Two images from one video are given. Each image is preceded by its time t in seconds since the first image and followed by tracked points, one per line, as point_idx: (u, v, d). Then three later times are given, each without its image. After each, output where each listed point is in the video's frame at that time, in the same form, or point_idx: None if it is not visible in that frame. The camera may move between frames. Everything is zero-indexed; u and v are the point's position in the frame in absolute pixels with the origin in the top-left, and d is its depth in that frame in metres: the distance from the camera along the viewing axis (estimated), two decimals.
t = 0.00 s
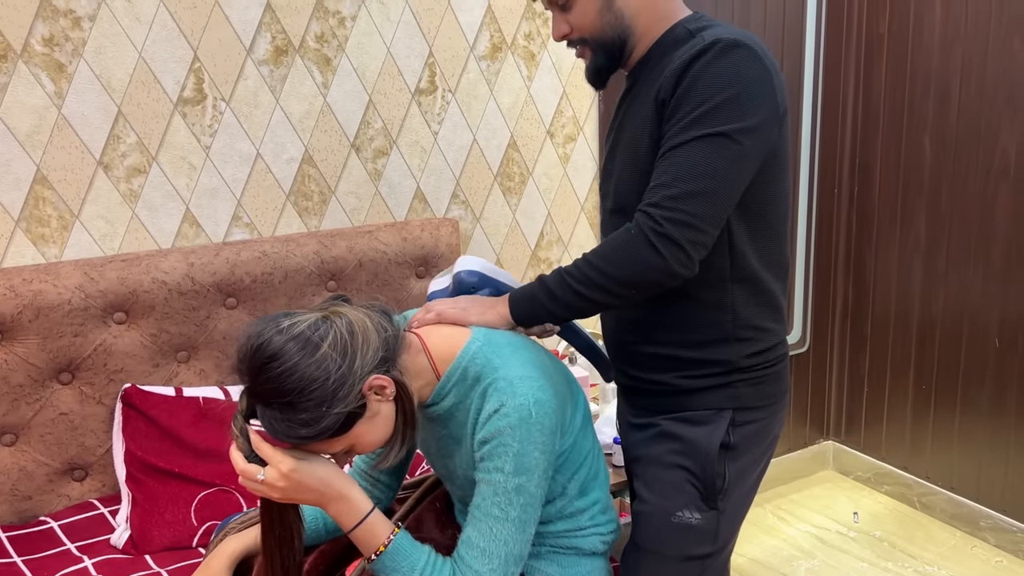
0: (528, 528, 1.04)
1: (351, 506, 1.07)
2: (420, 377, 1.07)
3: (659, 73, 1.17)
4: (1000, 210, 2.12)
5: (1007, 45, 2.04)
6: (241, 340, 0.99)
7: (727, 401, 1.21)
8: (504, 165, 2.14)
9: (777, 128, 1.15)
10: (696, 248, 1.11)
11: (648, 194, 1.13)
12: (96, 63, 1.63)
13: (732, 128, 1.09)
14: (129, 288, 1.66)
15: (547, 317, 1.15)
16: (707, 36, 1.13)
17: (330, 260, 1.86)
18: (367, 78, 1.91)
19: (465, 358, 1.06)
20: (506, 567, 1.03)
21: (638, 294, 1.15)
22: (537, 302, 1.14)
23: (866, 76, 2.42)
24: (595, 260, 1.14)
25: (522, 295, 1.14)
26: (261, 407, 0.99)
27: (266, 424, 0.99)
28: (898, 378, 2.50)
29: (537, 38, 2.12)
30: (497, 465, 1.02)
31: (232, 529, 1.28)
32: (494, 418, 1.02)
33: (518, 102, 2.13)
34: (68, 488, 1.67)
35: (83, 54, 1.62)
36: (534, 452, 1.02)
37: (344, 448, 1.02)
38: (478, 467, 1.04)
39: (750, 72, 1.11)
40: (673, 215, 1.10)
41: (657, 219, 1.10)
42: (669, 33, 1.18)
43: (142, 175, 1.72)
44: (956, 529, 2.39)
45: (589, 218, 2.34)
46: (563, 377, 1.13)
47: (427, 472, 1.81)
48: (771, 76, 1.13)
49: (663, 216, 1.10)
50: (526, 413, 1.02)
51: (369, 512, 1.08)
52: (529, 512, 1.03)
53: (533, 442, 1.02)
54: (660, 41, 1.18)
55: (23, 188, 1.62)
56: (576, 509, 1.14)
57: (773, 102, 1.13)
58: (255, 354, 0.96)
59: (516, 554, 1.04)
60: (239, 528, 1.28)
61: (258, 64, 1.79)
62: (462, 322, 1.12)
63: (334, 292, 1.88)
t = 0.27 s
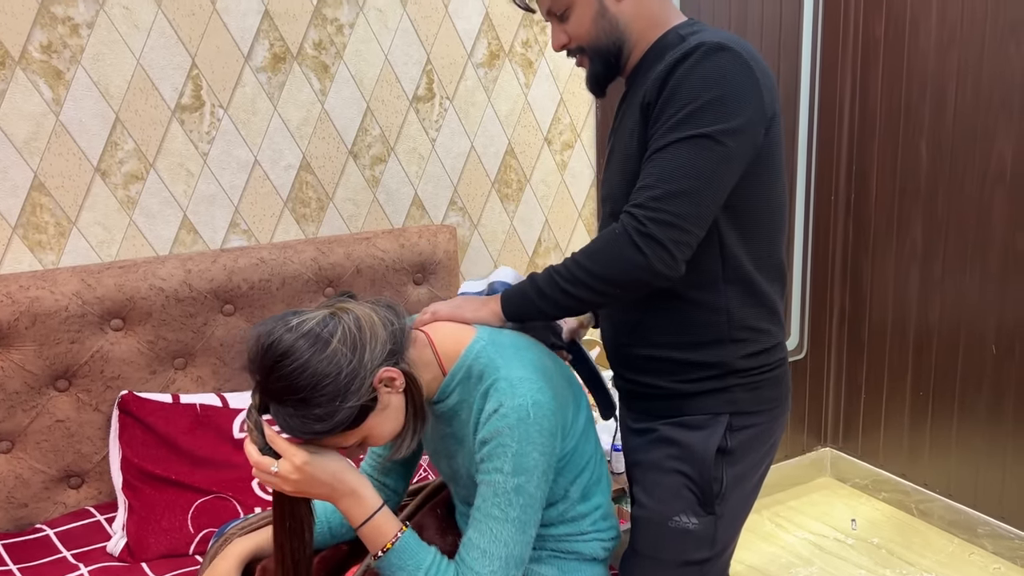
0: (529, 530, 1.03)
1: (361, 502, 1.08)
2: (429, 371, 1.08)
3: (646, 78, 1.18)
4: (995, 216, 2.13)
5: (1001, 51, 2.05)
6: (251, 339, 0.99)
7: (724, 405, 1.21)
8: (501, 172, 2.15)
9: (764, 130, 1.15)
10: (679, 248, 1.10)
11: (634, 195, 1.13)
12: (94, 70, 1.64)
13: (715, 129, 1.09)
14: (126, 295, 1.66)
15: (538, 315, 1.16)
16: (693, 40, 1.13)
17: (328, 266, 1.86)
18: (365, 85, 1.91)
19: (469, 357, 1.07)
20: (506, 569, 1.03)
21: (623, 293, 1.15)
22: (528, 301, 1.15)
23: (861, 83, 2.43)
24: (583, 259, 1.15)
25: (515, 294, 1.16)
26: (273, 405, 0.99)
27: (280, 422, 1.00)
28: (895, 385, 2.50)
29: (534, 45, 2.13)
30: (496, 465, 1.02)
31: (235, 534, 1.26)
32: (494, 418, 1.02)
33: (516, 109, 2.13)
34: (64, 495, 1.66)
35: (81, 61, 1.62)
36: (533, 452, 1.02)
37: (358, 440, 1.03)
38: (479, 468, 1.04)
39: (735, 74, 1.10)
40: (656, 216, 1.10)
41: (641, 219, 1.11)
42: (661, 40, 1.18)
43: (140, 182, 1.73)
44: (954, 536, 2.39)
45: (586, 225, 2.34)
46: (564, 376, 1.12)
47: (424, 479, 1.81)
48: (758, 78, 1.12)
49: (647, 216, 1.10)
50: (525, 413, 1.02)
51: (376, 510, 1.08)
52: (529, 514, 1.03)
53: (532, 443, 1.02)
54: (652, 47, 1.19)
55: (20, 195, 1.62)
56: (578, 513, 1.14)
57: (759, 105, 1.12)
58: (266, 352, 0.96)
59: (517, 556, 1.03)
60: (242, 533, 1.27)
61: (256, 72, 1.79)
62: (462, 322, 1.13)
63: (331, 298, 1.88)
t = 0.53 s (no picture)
0: (526, 541, 1.03)
1: (365, 509, 1.09)
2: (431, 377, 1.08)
3: (639, 92, 1.19)
4: (990, 228, 2.13)
5: (995, 65, 2.06)
6: (253, 352, 0.99)
7: (722, 418, 1.21)
8: (498, 184, 2.15)
9: (757, 141, 1.15)
10: (669, 256, 1.11)
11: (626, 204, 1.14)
12: (92, 83, 1.64)
13: (705, 139, 1.10)
14: (122, 307, 1.65)
15: (533, 324, 1.16)
16: (685, 54, 1.14)
17: (324, 278, 1.86)
18: (363, 97, 1.91)
19: (468, 365, 1.06)
20: None
21: (616, 302, 1.16)
22: (524, 310, 1.16)
23: (856, 95, 2.44)
24: (576, 268, 1.14)
25: (511, 303, 1.17)
26: (279, 413, 1.00)
27: (284, 431, 1.01)
28: (890, 396, 2.51)
29: (531, 58, 2.14)
30: (492, 476, 1.02)
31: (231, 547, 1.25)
32: (489, 429, 1.02)
33: (513, 121, 2.14)
34: (59, 509, 1.66)
35: (79, 74, 1.63)
36: (529, 463, 1.02)
37: (363, 446, 1.02)
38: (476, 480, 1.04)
39: (726, 86, 1.11)
40: (646, 224, 1.11)
41: (632, 227, 1.11)
42: (654, 56, 1.19)
43: (136, 195, 1.73)
44: (950, 548, 2.39)
45: (583, 237, 2.35)
46: (565, 388, 1.12)
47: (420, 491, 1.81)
48: (749, 90, 1.13)
49: (637, 225, 1.11)
50: (520, 424, 1.02)
51: (380, 517, 1.09)
52: (526, 525, 1.03)
53: (527, 453, 1.02)
54: (646, 63, 1.20)
55: (17, 207, 1.62)
56: (575, 527, 1.14)
57: (751, 116, 1.13)
58: (268, 364, 0.96)
59: (515, 568, 1.03)
60: (240, 547, 1.25)
61: (253, 84, 1.79)
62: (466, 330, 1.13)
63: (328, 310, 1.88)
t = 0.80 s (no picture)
0: (521, 558, 1.03)
1: (366, 522, 1.09)
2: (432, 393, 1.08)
3: (631, 111, 1.20)
4: (982, 243, 2.15)
5: (985, 81, 2.08)
6: (256, 366, 1.00)
7: (715, 434, 1.22)
8: (493, 199, 2.16)
9: (747, 158, 1.16)
10: (658, 270, 1.11)
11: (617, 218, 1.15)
12: (88, 99, 1.65)
13: (694, 155, 1.11)
14: (117, 323, 1.66)
15: (524, 336, 1.16)
16: (674, 73, 1.16)
17: (319, 293, 1.86)
18: (358, 113, 1.92)
19: (467, 381, 1.07)
20: None
21: (608, 316, 1.16)
22: (519, 324, 1.16)
23: (849, 110, 2.46)
24: (569, 282, 1.15)
25: (506, 317, 1.17)
26: (280, 427, 1.00)
27: (286, 445, 1.02)
28: (884, 410, 2.51)
29: (526, 74, 2.15)
30: (490, 492, 1.02)
31: (226, 562, 1.26)
32: (487, 445, 1.02)
33: (508, 137, 2.15)
34: (52, 524, 1.65)
35: (75, 90, 1.64)
36: (526, 480, 1.02)
37: (364, 458, 1.03)
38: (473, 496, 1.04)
39: (714, 103, 1.12)
40: (636, 237, 1.11)
41: (622, 241, 1.12)
42: (647, 76, 1.20)
43: (132, 210, 1.73)
44: (944, 562, 2.39)
45: (577, 251, 2.36)
46: (562, 405, 1.12)
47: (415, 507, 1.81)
48: (738, 108, 1.14)
49: (628, 239, 1.12)
50: (518, 441, 1.02)
51: (379, 532, 1.10)
52: (522, 541, 1.02)
53: (525, 470, 1.02)
54: (638, 83, 1.20)
55: (12, 223, 1.63)
56: (570, 545, 1.14)
57: (740, 134, 1.14)
58: (270, 379, 0.97)
59: None
60: (233, 563, 1.26)
61: (249, 100, 1.80)
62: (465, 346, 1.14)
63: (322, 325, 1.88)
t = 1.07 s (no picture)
0: (516, 570, 1.03)
1: (360, 533, 1.10)
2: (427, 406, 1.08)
3: (630, 122, 1.21)
4: (974, 253, 2.16)
5: (976, 94, 2.09)
6: (252, 378, 1.00)
7: (707, 443, 1.22)
8: (488, 209, 2.17)
9: (744, 170, 1.17)
10: (657, 279, 1.12)
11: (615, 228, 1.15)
12: (84, 109, 1.65)
13: (694, 167, 1.12)
14: (111, 332, 1.66)
15: (521, 346, 1.17)
16: (674, 85, 1.17)
17: (314, 303, 1.87)
18: (353, 123, 1.93)
19: (462, 393, 1.07)
20: None
21: (606, 325, 1.16)
22: (514, 333, 1.16)
23: (842, 121, 2.47)
24: (565, 292, 1.15)
25: (502, 326, 1.17)
26: (276, 438, 1.00)
27: (282, 457, 1.02)
28: (877, 420, 2.52)
29: (520, 85, 2.16)
30: (484, 504, 1.02)
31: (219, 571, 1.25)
32: (481, 458, 1.03)
33: (502, 147, 2.16)
34: (46, 534, 1.65)
35: (71, 100, 1.64)
36: (520, 492, 1.02)
37: (359, 471, 1.03)
38: (468, 508, 1.04)
39: (713, 116, 1.14)
40: (635, 247, 1.12)
41: (620, 250, 1.13)
42: (645, 87, 1.21)
43: (127, 220, 1.74)
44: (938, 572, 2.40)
45: (572, 260, 2.36)
46: (557, 417, 1.13)
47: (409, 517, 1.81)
48: (736, 121, 1.15)
49: (627, 249, 1.12)
50: (513, 453, 1.02)
51: (372, 544, 1.10)
52: (516, 553, 1.03)
53: (519, 482, 1.02)
54: (636, 94, 1.21)
55: (7, 233, 1.63)
56: (565, 556, 1.14)
57: (738, 146, 1.15)
58: (267, 390, 0.97)
59: None
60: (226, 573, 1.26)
61: (245, 111, 1.81)
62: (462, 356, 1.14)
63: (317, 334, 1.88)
